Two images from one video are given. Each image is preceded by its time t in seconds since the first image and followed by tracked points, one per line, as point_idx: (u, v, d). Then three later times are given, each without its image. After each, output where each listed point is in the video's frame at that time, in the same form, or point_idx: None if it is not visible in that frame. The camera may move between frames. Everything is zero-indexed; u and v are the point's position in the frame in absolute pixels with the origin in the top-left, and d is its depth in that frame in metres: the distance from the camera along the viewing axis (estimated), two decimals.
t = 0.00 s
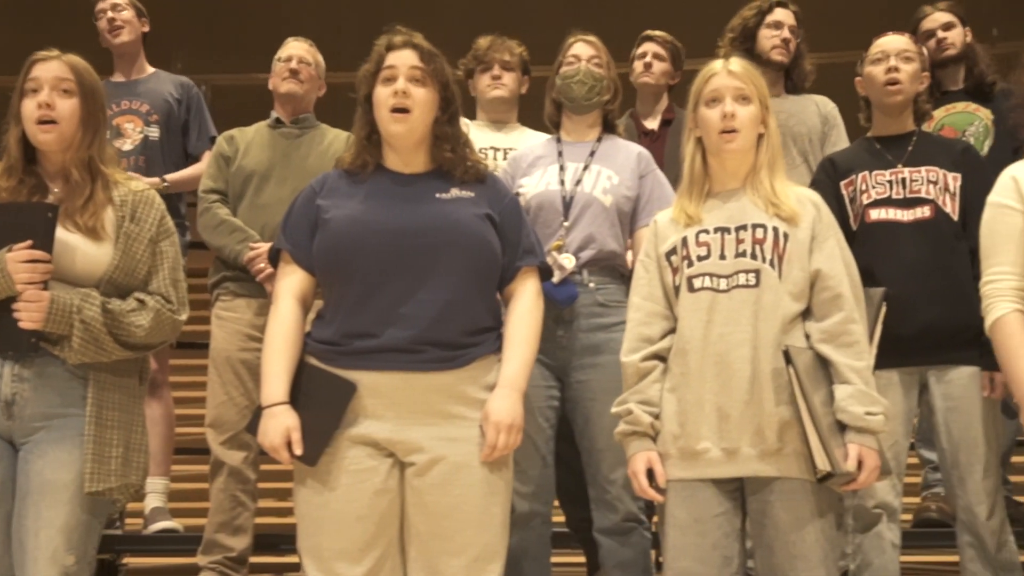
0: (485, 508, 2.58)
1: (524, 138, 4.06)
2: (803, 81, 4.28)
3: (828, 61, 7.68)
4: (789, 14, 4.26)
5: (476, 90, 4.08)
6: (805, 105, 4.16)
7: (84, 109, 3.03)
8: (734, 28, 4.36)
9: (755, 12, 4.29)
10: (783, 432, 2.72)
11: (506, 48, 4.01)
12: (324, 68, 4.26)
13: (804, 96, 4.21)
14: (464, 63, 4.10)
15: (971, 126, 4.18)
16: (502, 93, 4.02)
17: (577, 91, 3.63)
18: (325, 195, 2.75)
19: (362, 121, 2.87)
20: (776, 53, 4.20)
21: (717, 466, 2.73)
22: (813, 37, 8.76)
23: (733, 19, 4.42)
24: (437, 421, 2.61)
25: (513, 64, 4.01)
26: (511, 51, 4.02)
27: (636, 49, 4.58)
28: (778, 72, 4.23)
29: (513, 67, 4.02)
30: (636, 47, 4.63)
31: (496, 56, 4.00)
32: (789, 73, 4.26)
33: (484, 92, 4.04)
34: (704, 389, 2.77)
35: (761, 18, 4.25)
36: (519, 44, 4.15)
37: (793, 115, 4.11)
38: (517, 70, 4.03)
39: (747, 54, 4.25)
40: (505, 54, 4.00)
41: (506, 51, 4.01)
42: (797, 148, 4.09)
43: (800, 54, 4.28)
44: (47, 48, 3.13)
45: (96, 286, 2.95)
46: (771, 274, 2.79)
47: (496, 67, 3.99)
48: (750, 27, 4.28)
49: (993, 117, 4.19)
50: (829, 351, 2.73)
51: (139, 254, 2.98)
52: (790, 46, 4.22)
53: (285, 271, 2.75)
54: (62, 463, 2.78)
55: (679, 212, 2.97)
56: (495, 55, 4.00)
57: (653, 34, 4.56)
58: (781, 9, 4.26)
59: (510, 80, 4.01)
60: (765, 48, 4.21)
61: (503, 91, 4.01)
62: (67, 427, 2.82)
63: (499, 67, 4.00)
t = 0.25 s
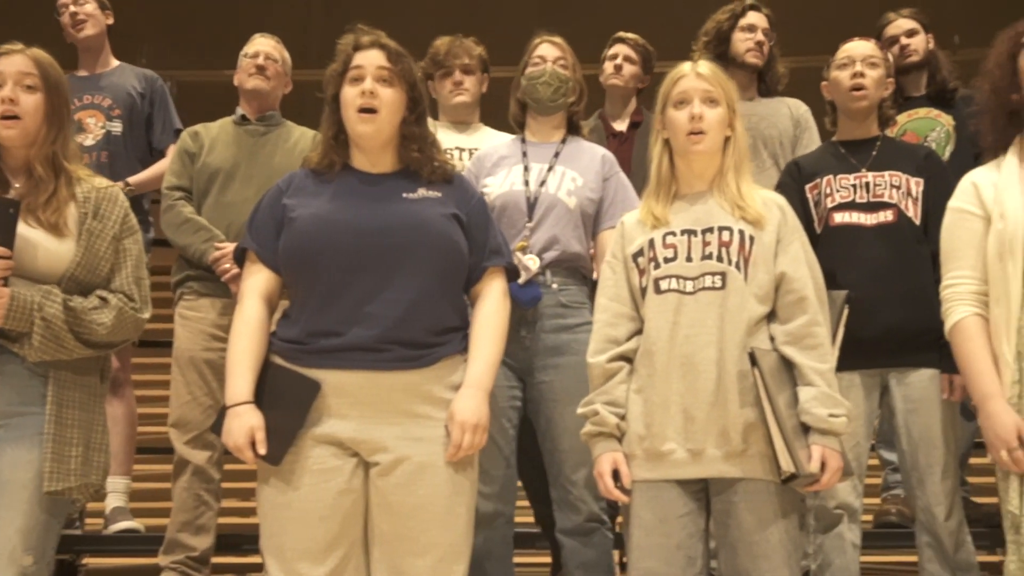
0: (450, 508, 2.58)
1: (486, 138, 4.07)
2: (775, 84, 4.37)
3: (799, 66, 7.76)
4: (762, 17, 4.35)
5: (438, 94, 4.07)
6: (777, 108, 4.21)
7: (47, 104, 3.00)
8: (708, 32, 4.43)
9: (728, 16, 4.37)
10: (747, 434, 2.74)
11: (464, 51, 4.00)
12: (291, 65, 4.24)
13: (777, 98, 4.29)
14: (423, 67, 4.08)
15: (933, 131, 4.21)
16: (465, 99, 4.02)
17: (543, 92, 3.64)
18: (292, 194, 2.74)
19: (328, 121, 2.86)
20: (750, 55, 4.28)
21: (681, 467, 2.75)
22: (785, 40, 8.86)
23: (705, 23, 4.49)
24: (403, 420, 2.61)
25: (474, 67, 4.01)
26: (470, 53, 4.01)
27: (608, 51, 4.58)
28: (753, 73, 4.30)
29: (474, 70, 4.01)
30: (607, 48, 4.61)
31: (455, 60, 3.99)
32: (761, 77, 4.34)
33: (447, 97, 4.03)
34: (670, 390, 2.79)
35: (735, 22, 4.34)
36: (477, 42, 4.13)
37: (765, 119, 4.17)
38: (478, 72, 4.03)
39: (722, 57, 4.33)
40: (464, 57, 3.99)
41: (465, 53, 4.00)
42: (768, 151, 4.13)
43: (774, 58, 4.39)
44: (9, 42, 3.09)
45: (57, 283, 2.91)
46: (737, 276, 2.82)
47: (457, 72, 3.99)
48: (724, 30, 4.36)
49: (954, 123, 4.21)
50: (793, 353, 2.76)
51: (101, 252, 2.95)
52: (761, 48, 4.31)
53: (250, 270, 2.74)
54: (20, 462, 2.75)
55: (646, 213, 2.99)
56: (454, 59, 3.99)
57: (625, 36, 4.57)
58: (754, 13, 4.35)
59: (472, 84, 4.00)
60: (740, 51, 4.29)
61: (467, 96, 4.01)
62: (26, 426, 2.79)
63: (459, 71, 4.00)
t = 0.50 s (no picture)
0: (411, 508, 2.57)
1: (446, 135, 4.04)
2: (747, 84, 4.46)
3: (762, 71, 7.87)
4: (732, 19, 4.45)
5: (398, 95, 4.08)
6: (747, 111, 4.27)
7: (5, 97, 2.95)
8: (680, 35, 4.52)
9: (699, 19, 4.46)
10: (709, 435, 2.77)
11: (421, 51, 4.00)
12: (254, 61, 4.20)
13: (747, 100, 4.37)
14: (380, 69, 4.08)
15: (891, 137, 4.27)
16: (426, 98, 4.03)
17: (506, 91, 3.65)
18: (255, 193, 2.72)
19: (292, 120, 2.85)
20: (722, 56, 4.36)
21: (643, 468, 2.77)
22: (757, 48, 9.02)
23: (677, 28, 4.59)
24: (365, 420, 2.60)
25: (432, 65, 4.01)
26: (427, 52, 4.01)
27: (573, 52, 4.60)
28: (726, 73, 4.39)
29: (431, 69, 4.02)
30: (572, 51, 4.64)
31: (412, 60, 4.00)
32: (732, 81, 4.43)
33: (407, 97, 4.04)
34: (633, 391, 2.81)
35: (706, 25, 4.43)
36: (434, 40, 4.13)
37: (735, 121, 4.24)
38: (436, 70, 4.03)
39: (693, 58, 4.42)
40: (420, 57, 4.00)
41: (421, 53, 4.01)
42: (736, 154, 4.19)
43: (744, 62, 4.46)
44: None
45: (13, 279, 2.87)
46: (700, 278, 2.84)
47: (415, 72, 4.00)
48: (695, 32, 4.45)
49: (913, 129, 4.27)
50: (754, 355, 2.79)
51: (59, 248, 2.92)
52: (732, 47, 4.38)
53: (212, 269, 2.72)
54: None
55: (610, 215, 3.01)
56: (411, 60, 4.00)
57: (591, 39, 4.59)
58: (725, 15, 4.46)
59: (431, 83, 4.01)
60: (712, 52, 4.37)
61: (427, 96, 4.02)
62: None
63: (417, 71, 4.01)
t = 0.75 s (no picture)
0: (373, 508, 2.56)
1: (413, 134, 4.05)
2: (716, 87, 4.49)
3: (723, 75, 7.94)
4: (700, 22, 4.49)
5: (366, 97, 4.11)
6: (715, 112, 4.31)
7: None
8: (647, 38, 4.55)
9: (667, 21, 4.51)
10: (671, 436, 2.79)
11: (384, 50, 4.04)
12: (214, 57, 4.17)
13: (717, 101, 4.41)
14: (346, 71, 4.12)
15: (850, 141, 4.30)
16: (393, 97, 4.06)
17: (469, 90, 3.65)
18: (216, 191, 2.70)
19: (255, 119, 2.83)
20: (691, 57, 4.41)
21: (605, 469, 2.80)
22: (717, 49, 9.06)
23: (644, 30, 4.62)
24: (327, 419, 2.58)
25: (395, 63, 4.03)
26: (389, 51, 4.04)
27: (534, 53, 4.61)
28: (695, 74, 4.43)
29: (396, 67, 4.04)
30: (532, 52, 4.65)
31: (375, 60, 4.02)
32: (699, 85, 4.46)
33: (374, 97, 4.07)
34: (594, 392, 2.84)
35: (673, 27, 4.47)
36: (399, 39, 4.15)
37: (701, 123, 4.28)
38: (401, 67, 4.05)
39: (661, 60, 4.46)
40: (383, 57, 4.03)
41: (384, 52, 4.04)
42: (702, 155, 4.24)
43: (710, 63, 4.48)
44: None
45: None
46: (663, 280, 2.88)
47: (379, 72, 4.03)
48: (663, 35, 4.48)
49: (871, 133, 4.31)
50: (716, 356, 2.83)
51: (13, 244, 2.95)
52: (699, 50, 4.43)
53: (173, 267, 2.70)
54: None
55: (573, 216, 3.06)
56: (375, 59, 4.03)
57: (552, 40, 4.60)
58: (692, 18, 4.51)
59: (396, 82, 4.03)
60: (681, 54, 4.41)
61: (394, 95, 4.05)
62: None
63: (382, 71, 4.03)
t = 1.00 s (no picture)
0: (341, 508, 2.55)
1: (392, 133, 4.11)
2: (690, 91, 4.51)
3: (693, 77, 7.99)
4: (673, 25, 4.53)
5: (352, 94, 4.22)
6: (689, 114, 4.33)
7: None
8: (622, 40, 4.61)
9: (640, 24, 4.55)
10: (638, 437, 2.84)
11: (371, 47, 4.15)
12: (181, 54, 4.15)
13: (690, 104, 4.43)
14: (333, 69, 4.23)
15: (816, 145, 4.33)
16: (377, 93, 4.15)
17: (441, 90, 3.66)
18: (185, 190, 2.69)
19: (224, 117, 2.82)
20: (664, 59, 4.44)
21: (573, 469, 2.83)
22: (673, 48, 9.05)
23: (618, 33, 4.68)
24: (296, 419, 2.58)
25: (382, 60, 4.14)
26: (376, 48, 4.16)
27: (504, 54, 4.61)
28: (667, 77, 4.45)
29: (382, 63, 4.15)
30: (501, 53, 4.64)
31: (362, 56, 4.14)
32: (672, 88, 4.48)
33: (358, 92, 4.17)
34: (563, 392, 2.88)
35: (647, 29, 4.52)
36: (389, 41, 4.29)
37: (674, 125, 4.31)
38: (387, 65, 4.17)
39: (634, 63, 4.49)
40: (370, 52, 4.14)
41: (371, 49, 4.15)
42: (674, 158, 4.26)
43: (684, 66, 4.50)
44: None
45: None
46: (632, 281, 2.92)
47: (365, 67, 4.14)
48: (636, 37, 4.54)
49: (837, 138, 4.34)
50: (684, 357, 2.88)
51: None
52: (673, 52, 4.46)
53: (142, 267, 2.69)
54: None
55: (543, 216, 3.09)
56: (361, 55, 4.14)
57: (521, 40, 4.59)
58: (666, 20, 4.55)
59: (379, 78, 4.13)
60: (652, 55, 4.45)
61: (378, 89, 4.14)
62: None
63: (368, 66, 4.14)
